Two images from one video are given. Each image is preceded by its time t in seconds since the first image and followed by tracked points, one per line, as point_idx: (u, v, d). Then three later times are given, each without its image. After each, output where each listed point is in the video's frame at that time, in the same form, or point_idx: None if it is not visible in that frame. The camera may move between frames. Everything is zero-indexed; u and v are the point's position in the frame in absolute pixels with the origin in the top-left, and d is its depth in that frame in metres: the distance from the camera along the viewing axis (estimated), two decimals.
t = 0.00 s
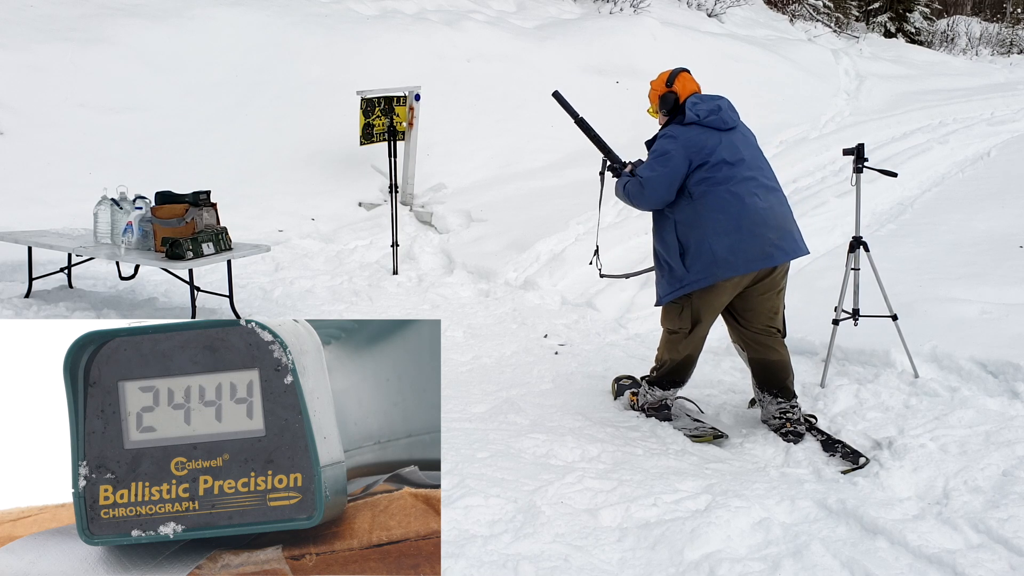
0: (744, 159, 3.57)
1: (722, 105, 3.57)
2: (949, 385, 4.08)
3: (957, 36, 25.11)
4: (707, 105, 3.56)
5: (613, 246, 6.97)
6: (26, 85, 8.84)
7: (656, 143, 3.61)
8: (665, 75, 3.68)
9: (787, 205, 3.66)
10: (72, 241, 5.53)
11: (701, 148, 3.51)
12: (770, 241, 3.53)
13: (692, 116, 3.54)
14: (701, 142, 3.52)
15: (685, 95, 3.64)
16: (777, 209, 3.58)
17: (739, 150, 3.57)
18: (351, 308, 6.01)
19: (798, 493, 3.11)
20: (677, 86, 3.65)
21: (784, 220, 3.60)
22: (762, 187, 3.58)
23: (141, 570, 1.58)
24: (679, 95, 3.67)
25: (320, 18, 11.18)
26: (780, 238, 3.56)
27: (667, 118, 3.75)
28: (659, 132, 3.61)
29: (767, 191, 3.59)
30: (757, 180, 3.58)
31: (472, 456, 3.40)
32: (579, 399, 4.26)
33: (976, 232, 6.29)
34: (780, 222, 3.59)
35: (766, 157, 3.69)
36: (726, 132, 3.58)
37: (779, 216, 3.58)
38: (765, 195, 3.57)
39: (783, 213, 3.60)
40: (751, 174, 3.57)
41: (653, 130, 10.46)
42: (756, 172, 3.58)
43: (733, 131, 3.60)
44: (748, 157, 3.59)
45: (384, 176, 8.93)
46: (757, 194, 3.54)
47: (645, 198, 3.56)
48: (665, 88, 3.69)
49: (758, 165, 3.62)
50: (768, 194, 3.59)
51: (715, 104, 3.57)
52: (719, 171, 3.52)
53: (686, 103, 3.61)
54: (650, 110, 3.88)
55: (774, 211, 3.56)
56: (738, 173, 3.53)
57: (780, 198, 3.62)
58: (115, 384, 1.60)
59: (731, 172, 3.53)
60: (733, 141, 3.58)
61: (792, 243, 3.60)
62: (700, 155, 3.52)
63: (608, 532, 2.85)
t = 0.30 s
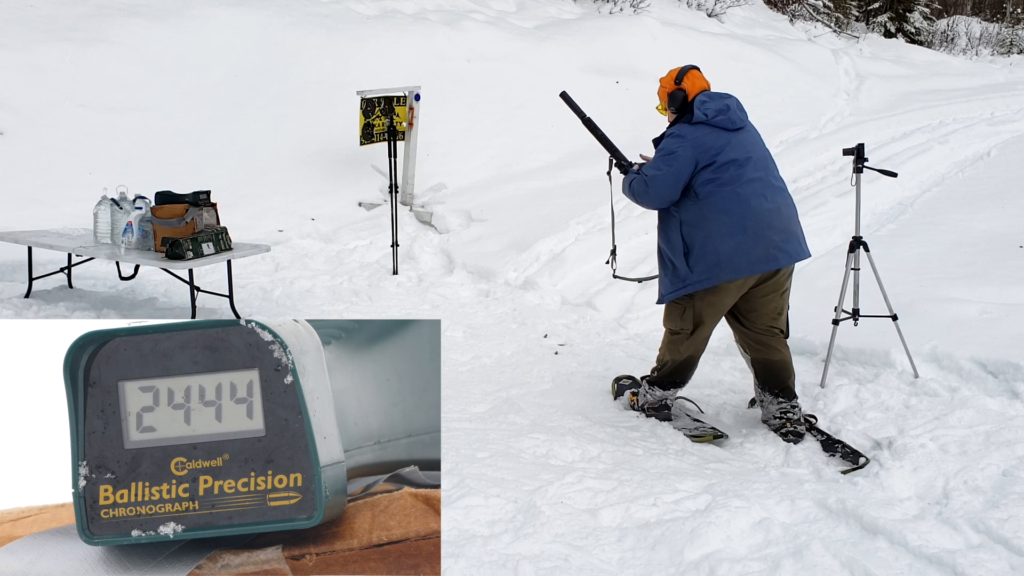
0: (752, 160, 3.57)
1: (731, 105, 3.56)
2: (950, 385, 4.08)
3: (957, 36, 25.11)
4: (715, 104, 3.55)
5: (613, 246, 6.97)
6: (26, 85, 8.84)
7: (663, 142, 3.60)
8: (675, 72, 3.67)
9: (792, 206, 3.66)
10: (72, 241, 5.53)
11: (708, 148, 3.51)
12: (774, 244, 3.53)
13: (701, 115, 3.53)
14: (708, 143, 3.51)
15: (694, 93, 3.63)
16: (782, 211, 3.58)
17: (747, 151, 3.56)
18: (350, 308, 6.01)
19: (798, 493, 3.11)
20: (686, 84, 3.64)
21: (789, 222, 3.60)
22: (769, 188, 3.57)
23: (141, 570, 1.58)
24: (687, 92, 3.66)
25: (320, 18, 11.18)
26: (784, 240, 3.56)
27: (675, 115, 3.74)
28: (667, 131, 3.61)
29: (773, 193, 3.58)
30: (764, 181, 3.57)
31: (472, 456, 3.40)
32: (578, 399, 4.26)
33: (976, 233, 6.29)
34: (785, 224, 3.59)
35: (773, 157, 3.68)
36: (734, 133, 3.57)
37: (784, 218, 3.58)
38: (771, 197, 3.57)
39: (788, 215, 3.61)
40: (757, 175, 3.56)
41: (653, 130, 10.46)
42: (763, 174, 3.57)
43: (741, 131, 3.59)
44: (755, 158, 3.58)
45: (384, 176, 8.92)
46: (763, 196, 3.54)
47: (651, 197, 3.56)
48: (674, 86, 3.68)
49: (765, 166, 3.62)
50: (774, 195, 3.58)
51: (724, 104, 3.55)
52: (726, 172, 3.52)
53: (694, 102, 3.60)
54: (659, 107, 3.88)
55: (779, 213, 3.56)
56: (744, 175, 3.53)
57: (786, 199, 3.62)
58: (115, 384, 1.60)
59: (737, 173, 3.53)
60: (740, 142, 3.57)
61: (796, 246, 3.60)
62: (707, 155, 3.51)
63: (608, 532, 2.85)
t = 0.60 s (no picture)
0: (754, 161, 3.56)
1: (733, 106, 3.55)
2: (949, 385, 4.08)
3: (957, 36, 25.12)
4: (718, 105, 3.55)
5: (614, 246, 6.97)
6: (26, 85, 8.84)
7: (666, 142, 3.60)
8: (678, 73, 3.67)
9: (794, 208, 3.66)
10: (72, 241, 5.53)
11: (710, 150, 3.50)
12: (775, 245, 3.53)
13: (703, 116, 3.53)
14: (711, 144, 3.51)
15: (697, 94, 3.63)
16: (784, 213, 3.58)
17: (749, 152, 3.55)
18: (350, 308, 6.01)
19: (798, 493, 3.11)
20: (689, 84, 3.64)
21: (790, 224, 3.60)
22: (770, 190, 3.57)
23: (141, 570, 1.58)
24: (691, 93, 3.66)
25: (321, 18, 11.18)
26: (785, 242, 3.56)
27: (678, 116, 3.74)
28: (669, 131, 3.61)
29: (775, 195, 3.58)
30: (765, 183, 3.56)
31: (472, 456, 3.40)
32: (578, 399, 4.26)
33: (976, 233, 6.30)
34: (786, 226, 3.59)
35: (775, 159, 3.67)
36: (736, 134, 3.56)
37: (786, 221, 3.58)
38: (773, 198, 3.57)
39: (789, 217, 3.60)
40: (759, 177, 3.56)
41: (653, 130, 10.47)
42: (764, 175, 3.57)
43: (743, 133, 3.58)
44: (757, 159, 3.57)
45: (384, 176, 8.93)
46: (764, 197, 3.54)
47: (652, 198, 3.56)
48: (677, 86, 3.68)
49: (767, 167, 3.61)
50: (776, 197, 3.58)
51: (726, 104, 3.55)
52: (727, 174, 3.52)
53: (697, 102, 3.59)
54: (662, 106, 3.87)
55: (781, 215, 3.56)
56: (746, 177, 3.53)
57: (788, 201, 3.62)
58: (115, 384, 1.60)
59: (740, 174, 3.52)
60: (743, 143, 3.56)
61: (797, 248, 3.60)
62: (709, 156, 3.51)
63: (608, 532, 2.85)
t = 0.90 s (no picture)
0: (754, 161, 3.56)
1: (734, 106, 3.55)
2: (949, 385, 4.08)
3: (957, 36, 25.12)
4: (718, 105, 3.55)
5: (613, 246, 6.97)
6: (26, 85, 8.84)
7: (666, 141, 3.60)
8: (678, 73, 3.66)
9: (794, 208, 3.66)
10: (72, 241, 5.53)
11: (711, 149, 3.50)
12: (775, 245, 3.53)
13: (703, 116, 3.53)
14: (711, 143, 3.51)
15: (697, 94, 3.63)
16: (784, 213, 3.58)
17: (749, 152, 3.55)
18: (350, 308, 6.01)
19: (798, 493, 3.11)
20: (689, 84, 3.63)
21: (790, 224, 3.60)
22: (771, 190, 3.57)
23: (140, 570, 1.58)
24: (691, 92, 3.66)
25: (321, 18, 11.19)
26: (786, 242, 3.56)
27: (678, 115, 3.74)
28: (669, 131, 3.60)
29: (775, 195, 3.58)
30: (766, 183, 3.56)
31: (472, 456, 3.41)
32: (578, 399, 4.26)
33: (976, 233, 6.30)
34: (787, 226, 3.59)
35: (776, 159, 3.67)
36: (737, 133, 3.56)
37: (786, 221, 3.58)
38: (773, 198, 3.57)
39: (790, 217, 3.60)
40: (760, 176, 3.56)
41: (653, 130, 10.47)
42: (764, 175, 3.57)
43: (743, 132, 3.58)
44: (758, 159, 3.57)
45: (384, 176, 8.93)
46: (765, 198, 3.54)
47: (653, 197, 3.56)
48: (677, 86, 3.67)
49: (768, 168, 3.61)
50: (776, 197, 3.58)
51: (726, 104, 3.55)
52: (728, 174, 3.52)
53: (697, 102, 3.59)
54: (662, 106, 3.87)
55: (781, 215, 3.56)
56: (747, 176, 3.53)
57: (788, 201, 3.62)
58: (115, 384, 1.60)
59: (740, 174, 3.52)
60: (743, 143, 3.56)
61: (797, 247, 3.60)
62: (709, 156, 3.51)
63: (608, 532, 2.85)
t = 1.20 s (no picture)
0: (755, 160, 3.57)
1: (735, 105, 3.56)
2: (949, 385, 4.08)
3: (957, 36, 25.11)
4: (720, 104, 3.55)
5: (613, 246, 6.96)
6: (26, 85, 8.84)
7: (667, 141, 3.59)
8: (680, 71, 3.66)
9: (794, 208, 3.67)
10: (72, 241, 5.53)
11: (712, 149, 3.51)
12: (776, 245, 3.53)
13: (704, 116, 3.53)
14: (712, 143, 3.51)
15: (699, 93, 3.63)
16: (784, 213, 3.58)
17: (750, 151, 3.56)
18: (351, 308, 6.01)
19: (798, 493, 3.12)
20: (691, 83, 3.63)
21: (791, 223, 3.60)
22: (771, 190, 3.58)
23: (141, 570, 1.58)
24: (692, 91, 3.65)
25: (321, 18, 11.18)
26: (786, 242, 3.56)
27: (679, 115, 3.73)
28: (671, 130, 3.60)
29: (776, 194, 3.58)
30: (766, 183, 3.57)
31: (472, 456, 3.41)
32: (578, 399, 4.26)
33: (976, 232, 6.30)
34: (787, 225, 3.59)
35: (776, 159, 3.68)
36: (737, 133, 3.57)
37: (786, 221, 3.58)
38: (774, 198, 3.57)
39: (790, 217, 3.61)
40: (760, 176, 3.56)
41: (653, 130, 10.47)
42: (765, 175, 3.57)
43: (744, 132, 3.59)
44: (759, 158, 3.57)
45: (384, 176, 8.93)
46: (766, 197, 3.54)
47: (655, 197, 3.55)
48: (679, 85, 3.67)
49: (768, 167, 3.61)
50: (776, 197, 3.58)
51: (728, 104, 3.55)
52: (729, 173, 3.52)
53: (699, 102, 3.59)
54: (662, 104, 3.86)
55: (781, 215, 3.56)
56: (748, 176, 3.53)
57: (788, 201, 3.63)
58: (115, 384, 1.60)
59: (741, 173, 3.52)
60: (744, 142, 3.56)
61: (798, 247, 3.60)
62: (711, 155, 3.51)
63: (608, 532, 2.85)
